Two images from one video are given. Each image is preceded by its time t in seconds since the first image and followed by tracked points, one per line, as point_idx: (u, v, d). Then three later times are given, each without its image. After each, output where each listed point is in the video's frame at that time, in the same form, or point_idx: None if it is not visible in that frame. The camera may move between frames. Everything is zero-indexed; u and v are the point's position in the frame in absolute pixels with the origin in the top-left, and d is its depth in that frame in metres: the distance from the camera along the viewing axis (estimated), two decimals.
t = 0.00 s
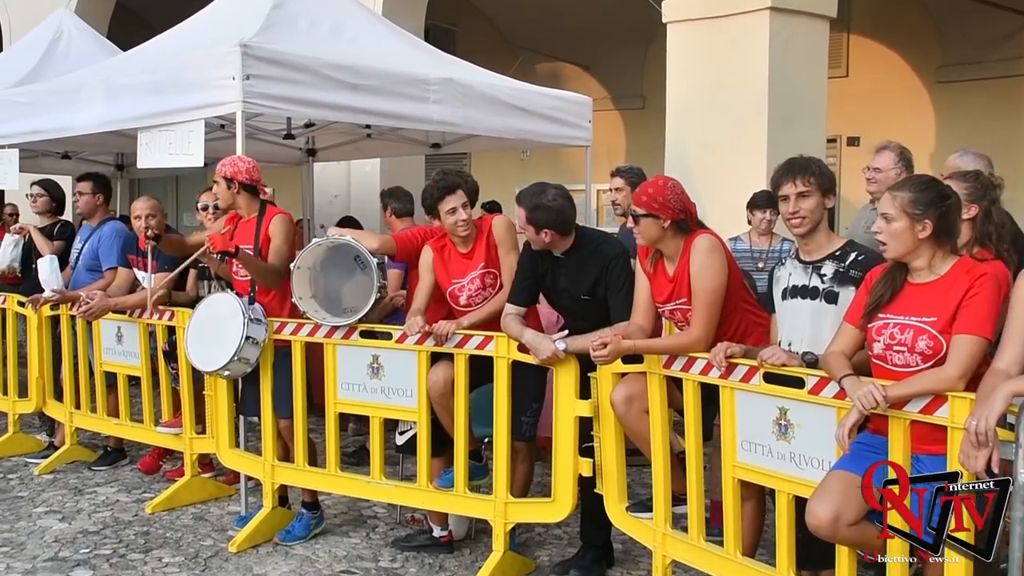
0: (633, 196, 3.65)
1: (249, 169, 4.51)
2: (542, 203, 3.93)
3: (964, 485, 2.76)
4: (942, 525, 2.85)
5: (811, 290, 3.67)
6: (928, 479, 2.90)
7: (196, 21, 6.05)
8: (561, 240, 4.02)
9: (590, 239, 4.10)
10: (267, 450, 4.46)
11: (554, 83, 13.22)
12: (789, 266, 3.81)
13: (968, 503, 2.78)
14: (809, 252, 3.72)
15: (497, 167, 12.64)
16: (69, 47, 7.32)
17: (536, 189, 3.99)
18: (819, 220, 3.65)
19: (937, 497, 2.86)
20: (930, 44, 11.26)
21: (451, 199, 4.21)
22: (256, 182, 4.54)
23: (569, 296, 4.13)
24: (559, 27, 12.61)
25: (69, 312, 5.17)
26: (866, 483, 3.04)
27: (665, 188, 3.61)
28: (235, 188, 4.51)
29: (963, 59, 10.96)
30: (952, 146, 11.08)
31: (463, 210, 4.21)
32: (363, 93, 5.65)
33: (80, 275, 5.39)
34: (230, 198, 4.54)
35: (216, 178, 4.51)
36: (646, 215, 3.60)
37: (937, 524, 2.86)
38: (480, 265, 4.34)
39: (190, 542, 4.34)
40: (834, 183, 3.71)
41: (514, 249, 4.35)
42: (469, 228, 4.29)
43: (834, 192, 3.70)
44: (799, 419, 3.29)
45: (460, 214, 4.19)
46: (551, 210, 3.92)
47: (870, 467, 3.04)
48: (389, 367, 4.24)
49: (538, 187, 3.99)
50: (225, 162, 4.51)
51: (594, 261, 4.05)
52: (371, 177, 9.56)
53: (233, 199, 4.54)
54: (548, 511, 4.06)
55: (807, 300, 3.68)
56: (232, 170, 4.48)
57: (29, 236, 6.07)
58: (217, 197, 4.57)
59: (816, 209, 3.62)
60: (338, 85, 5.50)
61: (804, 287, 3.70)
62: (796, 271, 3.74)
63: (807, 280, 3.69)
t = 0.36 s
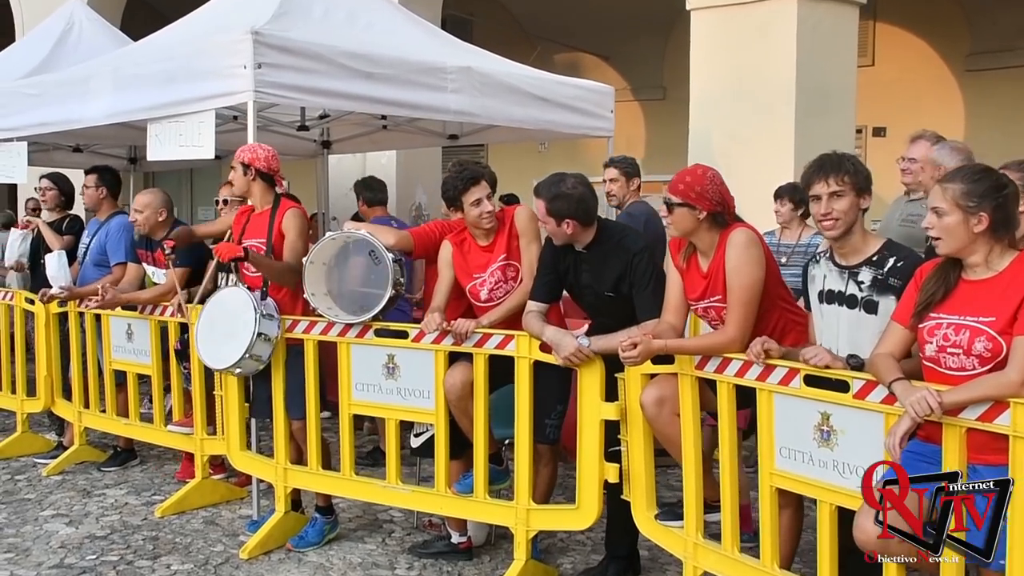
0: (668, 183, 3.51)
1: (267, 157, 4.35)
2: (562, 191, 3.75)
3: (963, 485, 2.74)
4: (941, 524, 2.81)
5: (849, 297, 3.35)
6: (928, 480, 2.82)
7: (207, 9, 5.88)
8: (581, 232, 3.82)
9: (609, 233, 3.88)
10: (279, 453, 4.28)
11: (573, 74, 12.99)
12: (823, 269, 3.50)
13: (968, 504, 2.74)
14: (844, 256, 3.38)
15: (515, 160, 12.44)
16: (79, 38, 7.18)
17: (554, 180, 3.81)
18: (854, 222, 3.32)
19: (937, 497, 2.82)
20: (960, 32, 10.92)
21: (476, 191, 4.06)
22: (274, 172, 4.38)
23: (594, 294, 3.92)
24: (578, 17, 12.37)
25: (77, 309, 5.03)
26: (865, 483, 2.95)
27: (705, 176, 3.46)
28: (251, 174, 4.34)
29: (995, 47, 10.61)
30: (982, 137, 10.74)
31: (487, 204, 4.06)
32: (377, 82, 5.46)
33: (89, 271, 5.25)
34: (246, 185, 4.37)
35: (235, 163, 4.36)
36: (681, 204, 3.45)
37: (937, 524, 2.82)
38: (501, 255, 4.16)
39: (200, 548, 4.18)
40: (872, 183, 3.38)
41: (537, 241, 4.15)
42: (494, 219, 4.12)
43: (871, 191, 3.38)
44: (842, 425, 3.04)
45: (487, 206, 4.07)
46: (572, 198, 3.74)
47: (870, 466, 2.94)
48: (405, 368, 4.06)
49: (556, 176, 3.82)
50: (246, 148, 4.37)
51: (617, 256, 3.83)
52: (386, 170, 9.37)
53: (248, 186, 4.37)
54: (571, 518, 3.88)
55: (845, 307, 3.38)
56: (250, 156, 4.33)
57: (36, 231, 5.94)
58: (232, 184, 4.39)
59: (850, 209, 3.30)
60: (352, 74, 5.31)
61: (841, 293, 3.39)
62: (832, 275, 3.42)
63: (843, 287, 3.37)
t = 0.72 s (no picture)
0: (708, 169, 3.35)
1: (279, 148, 4.17)
2: (584, 166, 3.59)
3: (963, 485, 2.59)
4: (941, 524, 2.68)
5: (897, 290, 3.09)
6: (930, 479, 2.65)
7: None
8: (602, 215, 3.59)
9: (629, 218, 3.64)
10: (287, 457, 4.10)
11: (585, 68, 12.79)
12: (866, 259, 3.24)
13: (968, 504, 2.61)
14: (892, 244, 3.12)
15: (526, 155, 12.25)
16: (82, 28, 7.00)
17: (575, 160, 3.63)
18: (885, 210, 3.06)
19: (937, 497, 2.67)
20: (979, 26, 10.67)
21: (495, 181, 3.87)
22: (285, 164, 4.20)
23: (618, 289, 3.70)
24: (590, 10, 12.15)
25: (79, 307, 4.88)
26: (865, 483, 2.84)
27: (747, 164, 3.31)
28: (261, 165, 4.15)
29: (1016, 42, 10.36)
30: (1002, 133, 10.50)
31: (507, 194, 3.88)
32: (390, 71, 5.28)
33: (91, 266, 5.08)
34: (256, 178, 4.18)
35: (246, 154, 4.17)
36: (721, 191, 3.27)
37: (936, 524, 2.69)
38: (520, 250, 3.96)
39: (204, 556, 3.99)
40: (910, 165, 3.06)
41: (559, 236, 3.96)
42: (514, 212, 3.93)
43: (911, 175, 3.05)
44: (889, 433, 2.77)
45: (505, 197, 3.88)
46: (594, 172, 3.57)
47: (870, 466, 2.82)
48: (420, 369, 3.87)
49: (578, 156, 3.65)
50: (257, 137, 4.18)
51: (639, 254, 3.58)
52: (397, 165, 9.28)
53: (258, 177, 4.18)
54: (595, 528, 3.67)
55: (891, 301, 3.11)
56: (262, 147, 4.15)
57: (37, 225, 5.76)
58: (243, 175, 4.22)
59: (874, 198, 3.05)
60: (364, 63, 5.12)
61: (886, 286, 3.12)
62: (877, 267, 3.15)
63: (891, 279, 3.10)
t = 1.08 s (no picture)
0: (748, 160, 3.21)
1: (289, 139, 4.00)
2: (607, 162, 3.38)
3: (964, 484, 2.52)
4: (941, 525, 2.61)
5: (953, 296, 2.86)
6: (929, 479, 2.61)
7: None
8: (627, 213, 3.40)
9: (656, 218, 3.45)
10: (296, 462, 3.93)
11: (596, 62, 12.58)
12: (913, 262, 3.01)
13: (968, 504, 2.52)
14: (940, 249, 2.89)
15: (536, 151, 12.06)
16: (86, 18, 6.84)
17: (596, 155, 3.43)
18: (919, 217, 2.85)
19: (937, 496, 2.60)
20: (998, 17, 10.43)
21: (513, 175, 3.69)
22: (294, 155, 4.02)
23: (643, 289, 3.51)
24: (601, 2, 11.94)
25: (82, 304, 4.70)
26: (865, 483, 2.82)
27: (790, 154, 3.18)
28: (269, 157, 3.99)
29: None
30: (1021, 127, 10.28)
31: (525, 188, 3.69)
32: (402, 61, 5.10)
33: (94, 262, 4.90)
34: (262, 169, 4.01)
35: (252, 145, 4.02)
36: (762, 182, 3.14)
37: (936, 524, 2.62)
38: (541, 245, 3.78)
39: (210, 564, 3.83)
40: (946, 166, 2.78)
41: (581, 232, 3.78)
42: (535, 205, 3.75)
43: (948, 178, 2.78)
44: (943, 442, 2.58)
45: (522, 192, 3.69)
46: (619, 168, 3.37)
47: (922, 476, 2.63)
48: (435, 370, 3.69)
49: (599, 152, 3.45)
50: (264, 129, 4.03)
51: (666, 253, 3.38)
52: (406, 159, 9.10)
53: (265, 169, 4.01)
54: (620, 538, 3.50)
55: (947, 308, 2.89)
56: (268, 138, 3.98)
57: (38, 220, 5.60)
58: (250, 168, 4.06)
59: (904, 205, 2.85)
60: (375, 52, 4.94)
61: (942, 292, 2.89)
62: (929, 272, 2.92)
63: (945, 285, 2.87)
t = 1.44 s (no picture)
0: (796, 150, 3.10)
1: (290, 133, 3.83)
2: (637, 156, 3.23)
3: (964, 484, 2.47)
4: (941, 524, 2.57)
5: (1017, 310, 2.59)
6: (929, 478, 2.57)
7: None
8: (657, 209, 3.25)
9: (687, 213, 3.32)
10: (305, 467, 3.77)
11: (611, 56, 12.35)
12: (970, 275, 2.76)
13: (968, 504, 2.48)
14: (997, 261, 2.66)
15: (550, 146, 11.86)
16: (94, 10, 6.70)
17: (626, 148, 3.28)
18: (972, 230, 2.63)
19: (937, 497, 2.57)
20: None
21: (529, 171, 3.52)
22: (297, 150, 3.85)
23: (672, 289, 3.36)
24: None
25: (87, 302, 4.54)
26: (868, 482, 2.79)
27: (841, 141, 3.07)
28: (271, 155, 3.82)
29: None
30: None
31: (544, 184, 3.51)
32: (416, 51, 4.92)
33: (99, 260, 4.75)
34: (266, 168, 3.84)
35: (252, 143, 3.84)
36: (821, 168, 3.02)
37: (936, 524, 2.58)
38: (560, 242, 3.59)
39: (216, 572, 3.67)
40: (1001, 175, 2.56)
41: (602, 229, 3.61)
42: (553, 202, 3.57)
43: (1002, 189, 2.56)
44: (1002, 455, 2.38)
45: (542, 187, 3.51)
46: (650, 162, 3.21)
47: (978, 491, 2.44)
48: (450, 373, 3.52)
49: (629, 144, 3.29)
50: (261, 125, 3.85)
51: (698, 251, 3.26)
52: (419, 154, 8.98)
53: (269, 168, 3.84)
54: (646, 551, 3.31)
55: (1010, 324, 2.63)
56: (269, 134, 3.81)
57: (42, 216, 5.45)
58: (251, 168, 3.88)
59: (952, 216, 2.64)
60: (388, 41, 4.77)
61: (1004, 307, 2.63)
62: (990, 285, 2.67)
63: (1007, 299, 2.62)
